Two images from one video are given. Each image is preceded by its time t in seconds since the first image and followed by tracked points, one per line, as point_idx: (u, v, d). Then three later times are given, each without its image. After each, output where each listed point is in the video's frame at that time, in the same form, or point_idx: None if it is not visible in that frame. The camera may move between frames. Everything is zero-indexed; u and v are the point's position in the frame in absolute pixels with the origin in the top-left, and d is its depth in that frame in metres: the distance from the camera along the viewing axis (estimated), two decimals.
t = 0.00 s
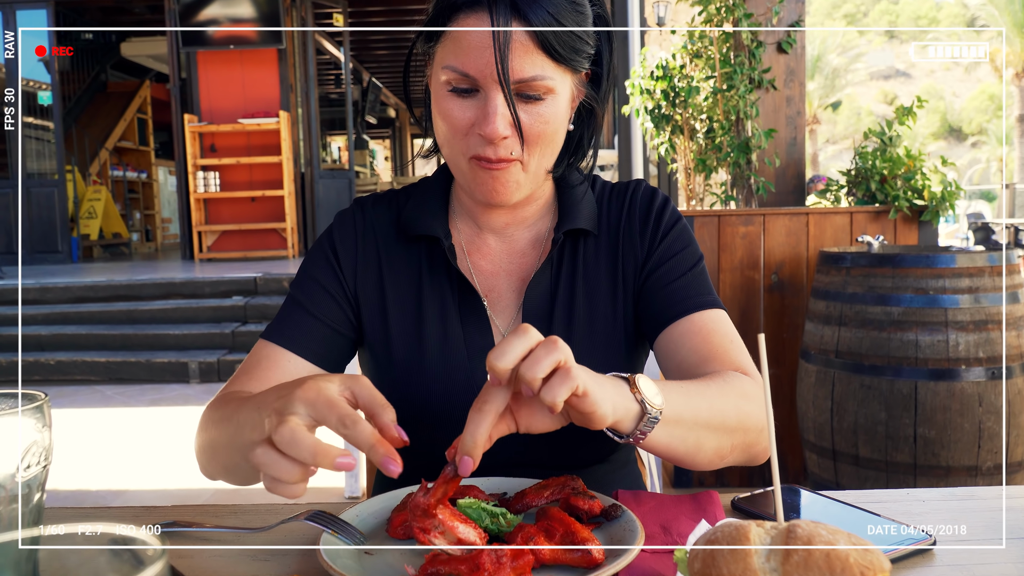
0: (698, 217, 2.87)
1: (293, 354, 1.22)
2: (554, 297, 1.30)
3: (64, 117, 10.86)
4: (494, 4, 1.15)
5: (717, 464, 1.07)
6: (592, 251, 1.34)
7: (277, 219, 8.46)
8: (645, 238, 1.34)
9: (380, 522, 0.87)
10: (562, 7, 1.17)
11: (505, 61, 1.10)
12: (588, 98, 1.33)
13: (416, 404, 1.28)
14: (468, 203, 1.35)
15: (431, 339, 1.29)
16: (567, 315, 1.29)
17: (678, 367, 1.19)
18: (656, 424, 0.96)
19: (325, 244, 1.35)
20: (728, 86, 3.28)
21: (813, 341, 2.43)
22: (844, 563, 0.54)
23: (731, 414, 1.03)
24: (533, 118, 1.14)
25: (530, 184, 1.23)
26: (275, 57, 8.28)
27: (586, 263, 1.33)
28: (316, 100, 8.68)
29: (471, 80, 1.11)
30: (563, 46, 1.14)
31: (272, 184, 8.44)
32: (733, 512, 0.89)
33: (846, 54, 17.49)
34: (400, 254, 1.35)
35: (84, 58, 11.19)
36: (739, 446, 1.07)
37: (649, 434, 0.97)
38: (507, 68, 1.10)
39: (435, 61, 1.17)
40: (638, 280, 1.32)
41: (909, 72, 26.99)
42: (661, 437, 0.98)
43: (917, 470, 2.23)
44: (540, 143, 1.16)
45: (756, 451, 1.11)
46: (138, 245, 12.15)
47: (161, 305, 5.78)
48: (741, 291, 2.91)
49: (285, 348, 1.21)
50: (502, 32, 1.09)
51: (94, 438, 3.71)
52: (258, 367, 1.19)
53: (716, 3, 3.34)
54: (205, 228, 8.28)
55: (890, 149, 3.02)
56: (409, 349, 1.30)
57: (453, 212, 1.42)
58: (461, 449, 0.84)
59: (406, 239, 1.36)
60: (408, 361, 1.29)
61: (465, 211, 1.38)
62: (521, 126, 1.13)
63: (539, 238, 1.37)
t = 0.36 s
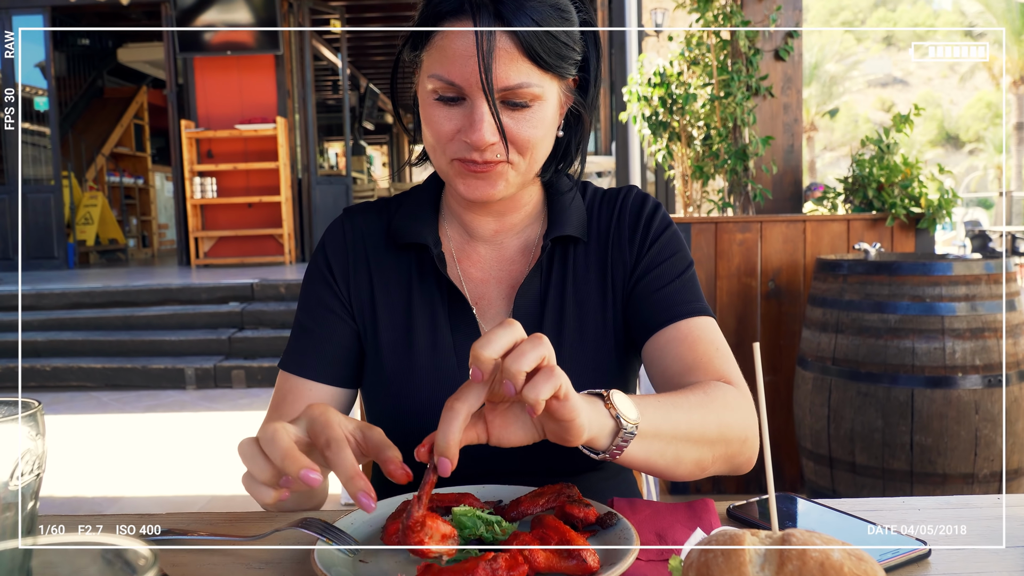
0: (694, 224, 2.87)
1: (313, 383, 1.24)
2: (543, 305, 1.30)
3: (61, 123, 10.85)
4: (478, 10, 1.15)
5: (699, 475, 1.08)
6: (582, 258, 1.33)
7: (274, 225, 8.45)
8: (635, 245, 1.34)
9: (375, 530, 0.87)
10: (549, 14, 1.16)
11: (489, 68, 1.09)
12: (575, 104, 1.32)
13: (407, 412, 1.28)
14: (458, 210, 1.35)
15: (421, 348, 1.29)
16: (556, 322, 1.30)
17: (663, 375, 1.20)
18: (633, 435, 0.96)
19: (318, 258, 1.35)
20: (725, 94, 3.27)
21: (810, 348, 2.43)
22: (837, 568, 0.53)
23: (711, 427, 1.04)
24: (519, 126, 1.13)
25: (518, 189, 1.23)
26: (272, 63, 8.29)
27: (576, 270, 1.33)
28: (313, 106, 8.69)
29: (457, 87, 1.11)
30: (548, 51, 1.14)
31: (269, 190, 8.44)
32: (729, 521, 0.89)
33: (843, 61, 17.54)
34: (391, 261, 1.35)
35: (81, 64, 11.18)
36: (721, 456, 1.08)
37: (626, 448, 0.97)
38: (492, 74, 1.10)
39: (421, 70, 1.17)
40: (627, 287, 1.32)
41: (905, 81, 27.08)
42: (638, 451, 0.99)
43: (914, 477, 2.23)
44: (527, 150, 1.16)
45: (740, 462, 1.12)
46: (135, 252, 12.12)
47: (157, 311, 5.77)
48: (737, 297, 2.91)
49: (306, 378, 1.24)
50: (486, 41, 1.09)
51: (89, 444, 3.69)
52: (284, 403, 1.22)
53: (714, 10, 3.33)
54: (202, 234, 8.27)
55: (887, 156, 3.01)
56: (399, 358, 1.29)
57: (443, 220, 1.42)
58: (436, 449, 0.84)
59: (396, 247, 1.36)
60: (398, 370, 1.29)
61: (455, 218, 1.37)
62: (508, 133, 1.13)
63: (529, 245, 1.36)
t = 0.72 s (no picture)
0: (692, 225, 2.87)
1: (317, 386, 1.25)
2: (538, 306, 1.30)
3: (60, 125, 10.85)
4: (473, 15, 1.15)
5: (683, 479, 1.09)
6: (578, 258, 1.33)
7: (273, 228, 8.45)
8: (631, 246, 1.34)
9: (372, 532, 0.87)
10: (544, 20, 1.17)
11: (484, 74, 1.09)
12: (571, 106, 1.32)
13: (404, 412, 1.28)
14: (453, 211, 1.35)
15: (418, 347, 1.28)
16: (553, 323, 1.29)
17: (655, 380, 1.21)
18: (619, 439, 0.96)
19: (315, 260, 1.35)
20: (723, 95, 3.27)
21: (808, 349, 2.43)
22: (833, 571, 0.53)
23: (697, 432, 1.05)
24: (516, 130, 1.13)
25: (514, 193, 1.23)
26: (270, 65, 8.29)
27: (571, 270, 1.33)
28: (311, 108, 8.69)
29: (454, 93, 1.11)
30: (544, 57, 1.14)
31: (267, 192, 8.44)
32: (726, 523, 0.89)
33: (840, 64, 17.58)
34: (386, 262, 1.35)
35: (78, 67, 11.18)
36: (707, 462, 1.09)
37: (613, 450, 0.97)
38: (487, 80, 1.09)
39: (417, 74, 1.17)
40: (623, 288, 1.32)
41: (903, 82, 27.12)
42: (625, 454, 1.00)
43: (912, 478, 2.23)
44: (523, 155, 1.16)
45: (726, 468, 1.13)
46: (133, 254, 12.12)
47: (155, 314, 5.76)
48: (735, 298, 2.91)
49: (308, 382, 1.25)
50: (482, 47, 1.09)
51: (87, 447, 3.69)
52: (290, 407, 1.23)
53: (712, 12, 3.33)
54: (201, 236, 8.26)
55: (885, 159, 3.02)
56: (395, 359, 1.29)
57: (437, 221, 1.41)
58: (462, 447, 0.80)
59: (391, 248, 1.35)
60: (394, 371, 1.29)
61: (451, 219, 1.37)
62: (505, 138, 1.13)
63: (523, 246, 1.36)
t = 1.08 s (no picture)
0: (691, 222, 2.87)
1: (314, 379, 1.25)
2: (540, 301, 1.29)
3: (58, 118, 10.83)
4: (473, 12, 1.14)
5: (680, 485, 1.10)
6: (580, 254, 1.33)
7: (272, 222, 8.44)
8: (633, 243, 1.34)
9: (370, 526, 0.87)
10: (545, 16, 1.17)
11: (486, 72, 1.09)
12: (572, 101, 1.33)
13: (403, 406, 1.28)
14: (455, 207, 1.35)
15: (418, 340, 1.28)
16: (555, 318, 1.29)
17: (651, 386, 1.23)
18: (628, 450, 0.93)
19: (316, 251, 1.35)
20: (722, 93, 3.27)
21: (806, 347, 2.43)
22: (828, 568, 0.54)
23: (698, 442, 1.06)
24: (518, 127, 1.13)
25: (517, 190, 1.23)
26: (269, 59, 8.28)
27: (573, 266, 1.33)
28: (311, 103, 8.68)
29: (456, 92, 1.11)
30: (545, 55, 1.14)
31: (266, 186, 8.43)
32: (723, 520, 0.89)
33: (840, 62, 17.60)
34: (387, 256, 1.35)
35: (77, 60, 11.16)
36: (702, 470, 1.11)
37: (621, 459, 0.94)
38: (489, 78, 1.09)
39: (418, 72, 1.17)
40: (627, 286, 1.32)
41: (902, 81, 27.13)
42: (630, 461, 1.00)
43: (908, 476, 2.23)
44: (525, 152, 1.16)
45: (719, 474, 1.14)
46: (132, 247, 12.12)
47: (153, 308, 5.76)
48: (734, 296, 2.91)
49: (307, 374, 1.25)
50: (482, 45, 1.09)
51: (83, 440, 3.68)
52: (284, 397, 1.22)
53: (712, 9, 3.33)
54: (199, 230, 8.25)
55: (884, 157, 3.03)
56: (396, 351, 1.29)
57: (439, 215, 1.41)
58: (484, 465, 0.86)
59: (392, 241, 1.36)
60: (394, 364, 1.29)
61: (452, 214, 1.37)
62: (506, 136, 1.13)
63: (525, 241, 1.37)
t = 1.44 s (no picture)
0: (690, 215, 2.87)
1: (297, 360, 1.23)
2: (540, 294, 1.30)
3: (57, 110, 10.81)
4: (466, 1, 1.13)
5: (704, 467, 1.10)
6: (580, 246, 1.34)
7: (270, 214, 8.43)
8: (633, 234, 1.34)
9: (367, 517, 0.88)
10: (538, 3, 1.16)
11: (478, 60, 1.09)
12: (570, 90, 1.32)
13: (401, 397, 1.28)
14: (454, 199, 1.35)
15: (417, 331, 1.29)
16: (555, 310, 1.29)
17: (668, 371, 1.21)
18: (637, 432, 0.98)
19: (313, 238, 1.35)
20: (722, 85, 3.26)
21: (803, 340, 2.43)
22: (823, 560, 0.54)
23: (715, 420, 1.06)
24: (511, 115, 1.13)
25: (514, 179, 1.23)
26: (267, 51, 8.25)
27: (573, 258, 1.33)
28: (310, 95, 8.67)
29: (449, 81, 1.11)
30: (538, 41, 1.13)
31: (265, 178, 8.42)
32: (720, 510, 0.89)
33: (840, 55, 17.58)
34: (385, 247, 1.35)
35: (75, 52, 11.13)
36: (726, 448, 1.10)
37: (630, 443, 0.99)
38: (482, 66, 1.09)
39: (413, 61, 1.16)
40: (628, 279, 1.32)
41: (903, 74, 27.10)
42: (644, 446, 1.01)
43: (906, 468, 2.24)
44: (519, 140, 1.16)
45: (746, 451, 1.14)
46: (130, 239, 12.12)
47: (152, 300, 5.76)
48: (732, 288, 2.91)
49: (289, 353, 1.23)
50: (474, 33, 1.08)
51: (82, 432, 3.69)
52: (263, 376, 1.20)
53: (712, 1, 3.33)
54: (198, 222, 8.25)
55: (883, 150, 3.04)
56: (395, 342, 1.30)
57: (438, 207, 1.41)
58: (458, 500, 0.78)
59: (390, 232, 1.36)
60: (392, 353, 1.29)
61: (451, 206, 1.37)
62: (500, 124, 1.13)
63: (524, 233, 1.37)
